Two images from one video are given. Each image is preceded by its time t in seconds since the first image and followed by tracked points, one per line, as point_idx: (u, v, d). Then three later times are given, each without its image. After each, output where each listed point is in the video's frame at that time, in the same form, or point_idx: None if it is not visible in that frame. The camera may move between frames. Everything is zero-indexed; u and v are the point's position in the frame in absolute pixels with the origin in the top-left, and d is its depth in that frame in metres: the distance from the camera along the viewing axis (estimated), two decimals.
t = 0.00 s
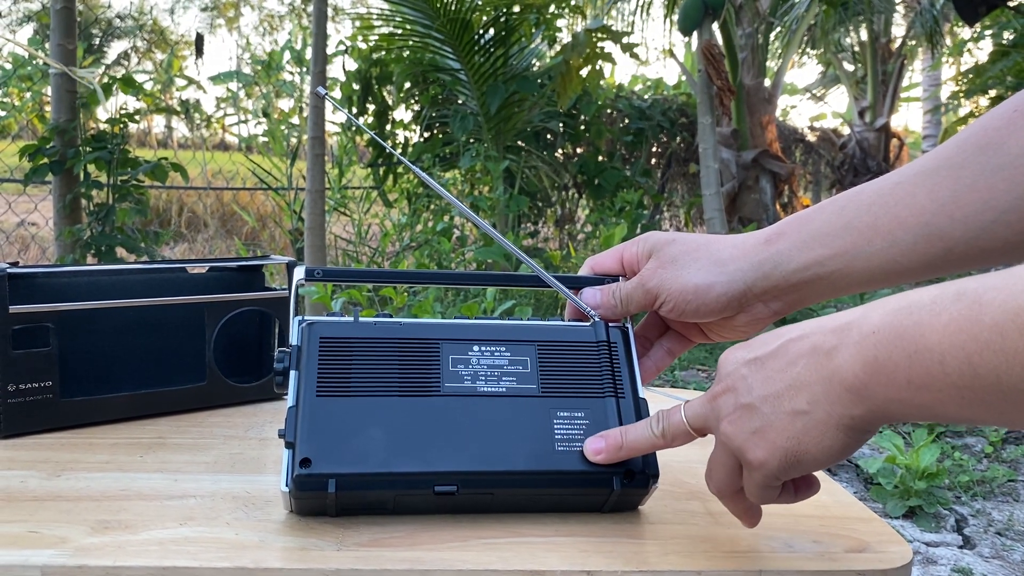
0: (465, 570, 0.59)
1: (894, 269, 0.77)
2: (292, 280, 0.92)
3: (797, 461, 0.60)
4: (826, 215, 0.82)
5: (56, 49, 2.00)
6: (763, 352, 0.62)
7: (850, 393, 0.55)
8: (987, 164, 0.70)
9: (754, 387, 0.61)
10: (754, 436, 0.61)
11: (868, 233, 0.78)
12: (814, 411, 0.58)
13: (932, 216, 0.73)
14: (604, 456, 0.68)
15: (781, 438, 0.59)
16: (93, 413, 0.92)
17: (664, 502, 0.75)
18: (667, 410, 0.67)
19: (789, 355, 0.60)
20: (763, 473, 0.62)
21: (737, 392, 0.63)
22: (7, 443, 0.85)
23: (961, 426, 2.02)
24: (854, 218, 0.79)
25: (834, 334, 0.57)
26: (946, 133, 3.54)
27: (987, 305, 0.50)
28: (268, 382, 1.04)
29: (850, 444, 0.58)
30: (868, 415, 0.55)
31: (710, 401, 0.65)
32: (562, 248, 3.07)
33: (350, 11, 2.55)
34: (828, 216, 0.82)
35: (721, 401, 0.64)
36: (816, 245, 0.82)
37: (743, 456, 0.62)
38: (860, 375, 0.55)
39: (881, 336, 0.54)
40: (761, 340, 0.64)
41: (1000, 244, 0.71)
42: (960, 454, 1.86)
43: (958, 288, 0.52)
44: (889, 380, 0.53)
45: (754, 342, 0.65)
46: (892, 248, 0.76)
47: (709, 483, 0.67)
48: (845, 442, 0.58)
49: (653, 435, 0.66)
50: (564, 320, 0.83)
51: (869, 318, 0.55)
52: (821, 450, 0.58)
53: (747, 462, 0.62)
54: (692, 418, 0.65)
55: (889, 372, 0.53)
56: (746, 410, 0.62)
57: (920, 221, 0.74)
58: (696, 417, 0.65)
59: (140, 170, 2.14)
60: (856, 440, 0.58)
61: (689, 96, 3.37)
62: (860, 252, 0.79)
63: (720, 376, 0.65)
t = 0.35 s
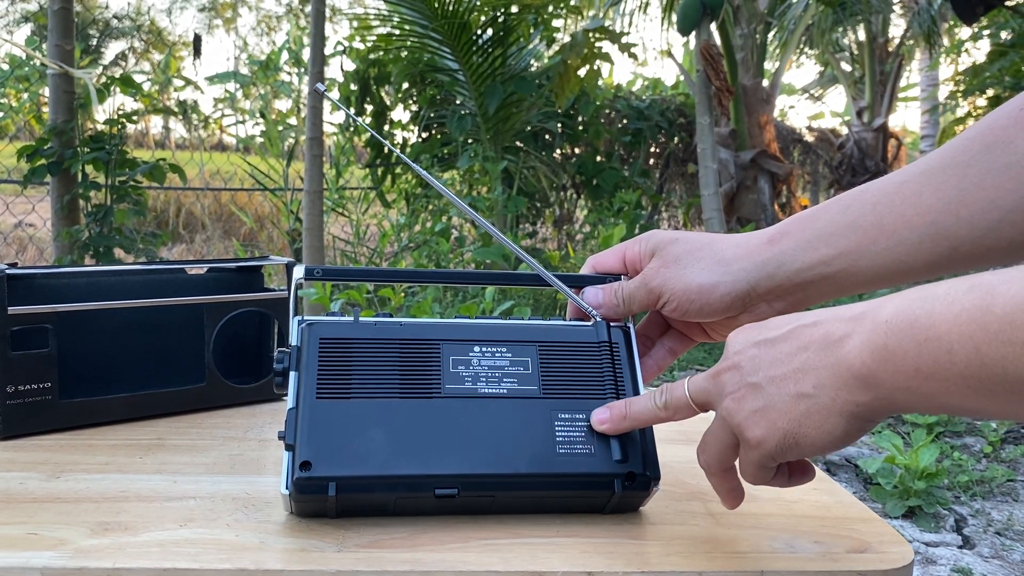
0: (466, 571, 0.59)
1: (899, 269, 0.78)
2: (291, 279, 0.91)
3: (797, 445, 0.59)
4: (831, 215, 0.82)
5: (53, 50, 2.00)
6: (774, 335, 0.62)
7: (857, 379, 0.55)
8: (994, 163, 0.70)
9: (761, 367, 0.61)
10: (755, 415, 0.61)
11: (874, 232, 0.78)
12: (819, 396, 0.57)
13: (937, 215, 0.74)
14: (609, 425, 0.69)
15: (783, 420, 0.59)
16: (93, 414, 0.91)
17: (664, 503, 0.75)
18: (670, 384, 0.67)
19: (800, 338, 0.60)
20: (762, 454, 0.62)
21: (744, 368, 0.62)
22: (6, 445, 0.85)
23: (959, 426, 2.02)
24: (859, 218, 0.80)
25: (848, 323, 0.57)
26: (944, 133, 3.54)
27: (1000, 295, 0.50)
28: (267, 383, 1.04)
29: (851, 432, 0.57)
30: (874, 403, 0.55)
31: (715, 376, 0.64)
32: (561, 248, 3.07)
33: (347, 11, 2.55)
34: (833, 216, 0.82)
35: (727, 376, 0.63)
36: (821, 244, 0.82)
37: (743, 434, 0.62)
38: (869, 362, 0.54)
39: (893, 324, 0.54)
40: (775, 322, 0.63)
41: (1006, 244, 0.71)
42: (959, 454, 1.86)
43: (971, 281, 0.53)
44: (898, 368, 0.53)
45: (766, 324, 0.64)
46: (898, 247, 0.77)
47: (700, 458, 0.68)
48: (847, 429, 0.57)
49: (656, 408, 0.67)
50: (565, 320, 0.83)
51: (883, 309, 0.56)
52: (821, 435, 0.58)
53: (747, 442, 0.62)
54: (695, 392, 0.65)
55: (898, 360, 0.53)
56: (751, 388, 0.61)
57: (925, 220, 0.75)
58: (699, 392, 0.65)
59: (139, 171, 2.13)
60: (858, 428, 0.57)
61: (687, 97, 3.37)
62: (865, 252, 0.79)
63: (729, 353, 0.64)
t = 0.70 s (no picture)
0: (465, 572, 0.59)
1: (902, 269, 0.78)
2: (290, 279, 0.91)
3: (786, 446, 0.60)
4: (832, 216, 0.83)
5: (52, 51, 1.99)
6: (764, 333, 0.62)
7: (850, 383, 0.56)
8: (996, 163, 0.71)
9: (750, 365, 0.61)
10: (743, 413, 0.61)
11: (875, 233, 0.79)
12: (811, 398, 0.58)
13: (939, 215, 0.75)
14: (602, 424, 0.69)
15: (772, 420, 0.59)
16: (92, 416, 0.91)
17: (664, 504, 0.75)
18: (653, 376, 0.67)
19: (792, 338, 0.60)
20: (749, 453, 0.62)
21: (731, 362, 0.62)
22: (5, 446, 0.85)
23: (958, 426, 2.03)
24: (861, 219, 0.81)
25: (842, 326, 0.57)
26: (942, 133, 3.55)
27: (995, 299, 0.51)
28: (266, 384, 1.04)
29: (841, 435, 0.58)
30: (866, 407, 0.56)
31: (700, 369, 0.64)
32: (559, 248, 3.07)
33: (345, 12, 2.55)
34: (834, 217, 0.83)
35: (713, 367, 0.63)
36: (823, 246, 0.83)
37: (729, 432, 0.62)
38: (862, 367, 0.55)
39: (887, 327, 0.54)
40: (766, 319, 0.63)
41: (1008, 244, 0.73)
42: (958, 454, 1.87)
43: (967, 284, 0.53)
44: (892, 372, 0.53)
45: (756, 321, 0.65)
46: (899, 247, 0.78)
47: (677, 448, 0.68)
48: (837, 432, 0.58)
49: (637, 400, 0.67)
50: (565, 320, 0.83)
51: (877, 312, 0.56)
52: (811, 438, 0.58)
53: (734, 440, 0.62)
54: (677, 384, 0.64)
55: (893, 364, 0.53)
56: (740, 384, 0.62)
57: (927, 220, 0.76)
58: (682, 384, 0.64)
59: (137, 172, 2.13)
60: (848, 431, 0.58)
61: (686, 97, 3.37)
62: (868, 253, 0.80)
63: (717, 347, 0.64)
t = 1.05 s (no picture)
0: (465, 573, 0.59)
1: (909, 268, 0.81)
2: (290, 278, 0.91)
3: (751, 430, 0.60)
4: (837, 217, 0.87)
5: (51, 51, 1.99)
6: (732, 315, 0.62)
7: (817, 373, 0.56)
8: (1003, 163, 0.74)
9: (717, 349, 0.61)
10: (708, 398, 0.61)
11: (882, 234, 0.82)
12: (776, 386, 0.58)
13: (946, 215, 0.78)
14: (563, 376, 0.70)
15: (737, 406, 0.60)
16: (92, 416, 0.91)
17: (664, 505, 0.75)
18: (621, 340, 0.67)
19: (759, 324, 0.60)
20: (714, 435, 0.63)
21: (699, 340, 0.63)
22: (5, 446, 0.85)
23: (958, 426, 2.03)
24: (866, 220, 0.84)
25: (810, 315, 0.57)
26: (942, 134, 3.55)
27: (964, 295, 0.50)
28: (266, 384, 1.04)
29: (806, 422, 0.58)
30: (831, 396, 0.56)
31: (668, 345, 0.64)
32: (559, 249, 3.07)
33: (344, 12, 2.55)
34: (841, 217, 0.86)
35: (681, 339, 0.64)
36: (827, 246, 0.87)
37: (694, 415, 0.63)
38: (830, 357, 0.55)
39: (856, 318, 0.54)
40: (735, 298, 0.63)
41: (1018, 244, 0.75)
42: (957, 454, 1.87)
43: (936, 278, 0.53)
44: (859, 364, 0.54)
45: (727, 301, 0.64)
46: (906, 246, 0.81)
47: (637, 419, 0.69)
48: (802, 419, 0.58)
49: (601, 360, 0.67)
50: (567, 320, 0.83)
51: (845, 303, 0.56)
52: (775, 424, 0.59)
53: (699, 423, 0.63)
54: (647, 349, 0.65)
55: (860, 356, 0.53)
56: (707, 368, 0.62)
57: (934, 220, 0.79)
58: (649, 354, 0.65)
59: (136, 173, 2.13)
60: (813, 417, 0.58)
61: (685, 97, 3.37)
62: (874, 252, 0.83)
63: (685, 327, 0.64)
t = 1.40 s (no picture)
0: (467, 572, 0.59)
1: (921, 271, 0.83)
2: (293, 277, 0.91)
3: (701, 431, 0.60)
4: (845, 223, 0.89)
5: (52, 51, 2.00)
6: (680, 316, 0.61)
7: (763, 375, 0.55)
8: (1016, 165, 0.74)
9: (666, 351, 0.61)
10: (657, 400, 0.61)
11: (892, 238, 0.84)
12: (723, 389, 0.57)
13: (956, 218, 0.79)
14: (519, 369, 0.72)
15: (685, 408, 0.59)
16: (93, 415, 0.91)
17: (664, 505, 0.75)
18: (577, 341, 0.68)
19: (705, 325, 0.59)
20: (665, 437, 0.62)
21: (647, 343, 0.62)
22: (6, 446, 0.85)
23: (958, 426, 2.03)
24: (876, 225, 0.86)
25: (753, 316, 0.56)
26: (942, 134, 3.55)
27: (910, 298, 0.49)
28: (268, 384, 1.04)
29: (755, 422, 0.58)
30: (778, 397, 0.55)
31: (620, 348, 0.64)
32: (559, 249, 3.07)
33: (345, 12, 2.55)
34: (850, 223, 0.88)
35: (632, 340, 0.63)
36: (836, 252, 0.89)
37: (644, 416, 0.62)
38: (777, 359, 0.54)
39: (801, 320, 0.53)
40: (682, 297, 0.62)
41: None
42: (958, 454, 1.87)
43: (881, 278, 0.52)
44: (806, 366, 0.53)
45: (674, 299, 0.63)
46: (916, 251, 0.82)
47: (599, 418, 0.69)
48: (750, 420, 0.57)
49: (558, 361, 0.69)
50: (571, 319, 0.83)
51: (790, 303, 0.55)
52: (724, 425, 0.58)
53: (650, 425, 0.62)
54: (601, 350, 0.65)
55: (807, 358, 0.52)
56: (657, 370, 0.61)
57: (946, 224, 0.80)
58: (603, 355, 0.65)
59: (137, 172, 2.13)
60: (762, 417, 0.58)
61: (686, 97, 3.37)
62: (884, 257, 0.85)
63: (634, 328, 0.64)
